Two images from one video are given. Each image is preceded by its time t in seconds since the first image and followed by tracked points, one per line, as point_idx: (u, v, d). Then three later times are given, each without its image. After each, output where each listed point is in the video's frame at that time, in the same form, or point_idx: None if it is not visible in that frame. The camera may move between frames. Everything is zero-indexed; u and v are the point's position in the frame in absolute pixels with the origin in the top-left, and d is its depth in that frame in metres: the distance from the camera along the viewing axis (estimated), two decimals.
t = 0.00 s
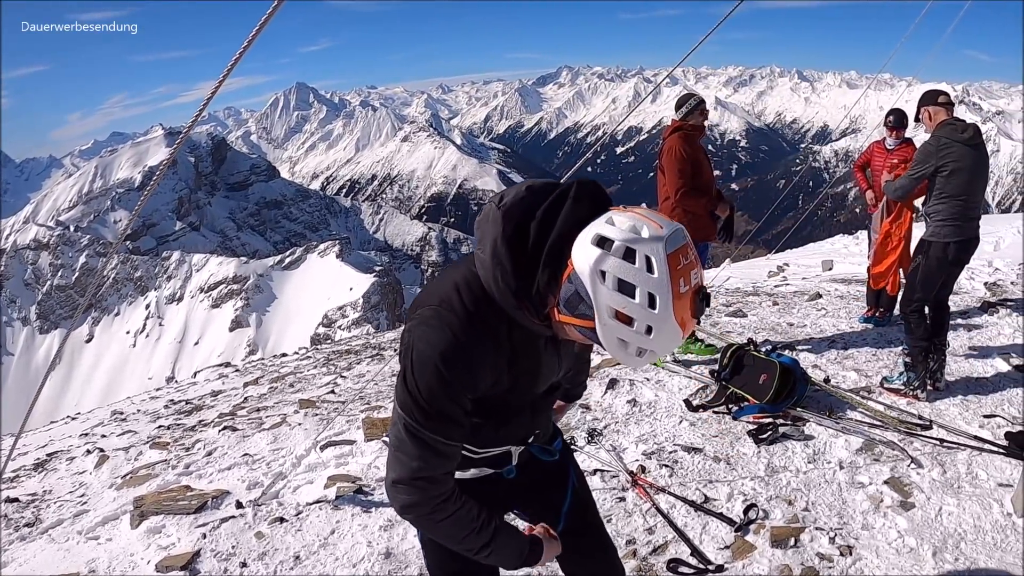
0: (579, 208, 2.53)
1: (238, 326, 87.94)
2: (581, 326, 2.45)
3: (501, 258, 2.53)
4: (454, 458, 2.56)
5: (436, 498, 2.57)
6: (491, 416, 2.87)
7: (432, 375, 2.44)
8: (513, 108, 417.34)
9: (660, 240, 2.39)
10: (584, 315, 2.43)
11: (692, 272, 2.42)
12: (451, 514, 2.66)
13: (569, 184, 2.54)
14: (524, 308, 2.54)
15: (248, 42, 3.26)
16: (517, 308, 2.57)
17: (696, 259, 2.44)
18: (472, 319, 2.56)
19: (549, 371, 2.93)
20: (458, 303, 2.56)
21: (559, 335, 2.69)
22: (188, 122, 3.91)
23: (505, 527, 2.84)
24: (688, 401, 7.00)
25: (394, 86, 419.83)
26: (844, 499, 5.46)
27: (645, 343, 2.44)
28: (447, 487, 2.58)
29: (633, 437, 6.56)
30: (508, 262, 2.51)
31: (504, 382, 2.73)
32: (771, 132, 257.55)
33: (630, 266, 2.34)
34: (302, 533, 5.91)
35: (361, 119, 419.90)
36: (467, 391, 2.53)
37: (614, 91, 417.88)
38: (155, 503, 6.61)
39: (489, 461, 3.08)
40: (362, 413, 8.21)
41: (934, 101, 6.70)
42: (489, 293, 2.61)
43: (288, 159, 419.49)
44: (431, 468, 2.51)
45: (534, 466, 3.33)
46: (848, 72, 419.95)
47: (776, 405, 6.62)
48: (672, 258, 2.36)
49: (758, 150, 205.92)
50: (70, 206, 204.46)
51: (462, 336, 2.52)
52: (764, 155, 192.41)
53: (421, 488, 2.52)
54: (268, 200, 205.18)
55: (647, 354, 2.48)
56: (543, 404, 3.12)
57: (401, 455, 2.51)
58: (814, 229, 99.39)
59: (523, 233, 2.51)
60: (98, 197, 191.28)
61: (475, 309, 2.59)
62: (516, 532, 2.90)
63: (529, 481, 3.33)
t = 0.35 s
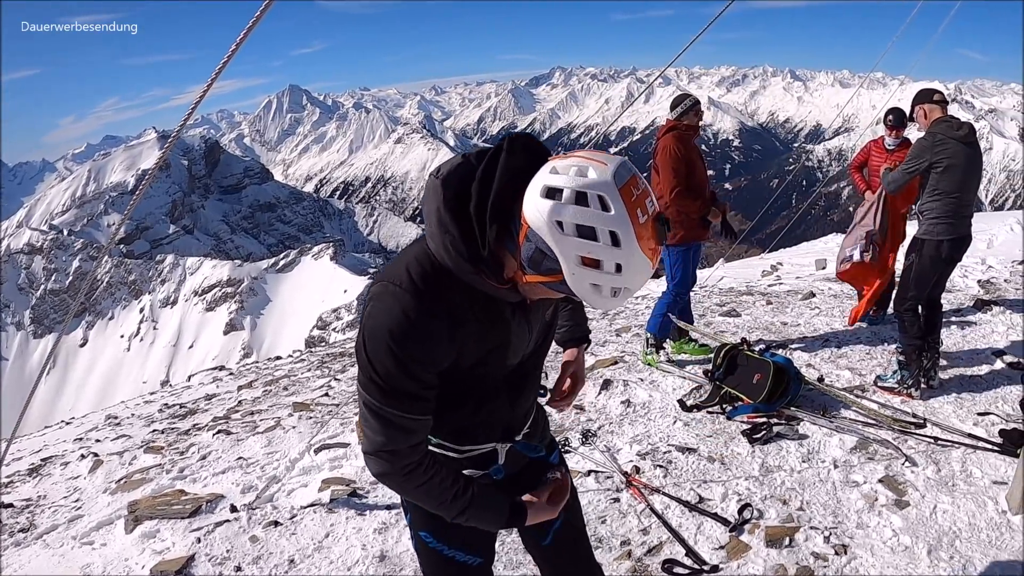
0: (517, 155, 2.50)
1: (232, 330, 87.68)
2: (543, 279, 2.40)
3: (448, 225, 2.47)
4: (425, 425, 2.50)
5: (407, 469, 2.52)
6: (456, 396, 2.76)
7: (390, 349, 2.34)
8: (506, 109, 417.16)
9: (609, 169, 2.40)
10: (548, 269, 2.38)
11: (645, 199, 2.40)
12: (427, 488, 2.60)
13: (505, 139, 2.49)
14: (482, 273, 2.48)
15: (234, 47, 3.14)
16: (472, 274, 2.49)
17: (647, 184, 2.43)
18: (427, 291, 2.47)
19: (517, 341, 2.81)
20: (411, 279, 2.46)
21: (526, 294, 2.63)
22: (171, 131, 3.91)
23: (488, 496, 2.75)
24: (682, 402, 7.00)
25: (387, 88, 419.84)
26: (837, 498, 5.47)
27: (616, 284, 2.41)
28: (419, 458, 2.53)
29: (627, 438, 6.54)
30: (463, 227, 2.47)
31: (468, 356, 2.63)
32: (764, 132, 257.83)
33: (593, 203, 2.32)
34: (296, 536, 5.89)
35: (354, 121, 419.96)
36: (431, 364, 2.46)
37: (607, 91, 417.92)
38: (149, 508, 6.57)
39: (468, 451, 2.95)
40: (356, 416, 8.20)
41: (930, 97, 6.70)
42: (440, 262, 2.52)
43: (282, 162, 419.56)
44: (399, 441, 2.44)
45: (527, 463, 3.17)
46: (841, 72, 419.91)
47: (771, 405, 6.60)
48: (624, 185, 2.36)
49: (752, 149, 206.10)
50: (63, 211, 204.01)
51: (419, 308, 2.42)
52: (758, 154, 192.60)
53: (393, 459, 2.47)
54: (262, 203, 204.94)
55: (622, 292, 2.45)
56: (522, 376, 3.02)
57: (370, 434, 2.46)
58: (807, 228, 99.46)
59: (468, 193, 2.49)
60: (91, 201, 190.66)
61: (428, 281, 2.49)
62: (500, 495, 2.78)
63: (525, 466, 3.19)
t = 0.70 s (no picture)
0: (414, 131, 2.44)
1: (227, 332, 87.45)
2: (442, 251, 2.28)
3: (365, 212, 2.41)
4: (366, 420, 2.47)
5: (350, 469, 2.47)
6: (407, 400, 2.66)
7: (318, 346, 2.32)
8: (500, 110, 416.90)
9: (472, 116, 2.27)
10: (445, 237, 2.25)
11: (522, 139, 2.20)
12: (372, 487, 2.51)
13: (398, 118, 2.43)
14: (402, 261, 2.38)
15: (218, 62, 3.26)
16: (388, 260, 2.39)
17: (536, 132, 2.24)
18: (356, 290, 2.38)
19: (465, 338, 2.65)
20: (337, 276, 2.40)
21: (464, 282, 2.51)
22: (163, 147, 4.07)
23: (441, 502, 2.59)
24: (677, 401, 6.99)
25: (381, 89, 419.78)
26: (833, 497, 5.46)
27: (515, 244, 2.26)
28: (362, 455, 2.46)
29: (622, 437, 6.53)
30: (383, 217, 2.40)
31: (409, 349, 2.51)
32: (758, 131, 257.82)
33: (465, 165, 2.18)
34: (291, 539, 5.86)
35: (348, 122, 419.89)
36: (362, 354, 2.39)
37: (601, 91, 418.01)
38: (144, 511, 6.54)
39: (434, 464, 2.82)
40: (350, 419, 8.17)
41: (928, 94, 6.69)
42: (367, 257, 2.43)
43: (276, 164, 419.38)
44: (341, 434, 2.41)
45: (506, 475, 2.95)
46: (835, 71, 419.94)
47: (766, 403, 6.60)
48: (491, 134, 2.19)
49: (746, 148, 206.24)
50: (57, 214, 203.36)
51: (348, 300, 2.35)
52: (753, 153, 192.75)
53: (335, 457, 2.43)
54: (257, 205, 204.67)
55: (526, 250, 2.29)
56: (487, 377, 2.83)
57: (313, 431, 2.44)
58: (801, 227, 99.53)
59: (379, 179, 2.44)
60: (85, 204, 190.19)
61: (355, 278, 2.41)
62: (453, 486, 2.64)
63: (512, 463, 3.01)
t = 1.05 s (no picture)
0: (399, 123, 2.42)
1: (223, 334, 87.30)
2: (432, 246, 2.24)
3: (358, 207, 2.34)
4: (353, 417, 2.45)
5: (334, 465, 2.47)
6: (396, 406, 2.61)
7: (301, 339, 2.32)
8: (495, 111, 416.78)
9: (451, 100, 2.24)
10: (435, 234, 2.21)
11: (501, 119, 2.16)
12: (353, 486, 2.50)
13: (387, 107, 2.41)
14: (390, 254, 2.33)
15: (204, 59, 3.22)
16: (379, 253, 2.35)
17: (520, 115, 2.21)
18: (345, 287, 2.35)
19: (452, 339, 2.57)
20: (324, 270, 2.38)
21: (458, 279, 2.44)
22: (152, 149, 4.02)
23: (420, 511, 2.49)
24: (674, 400, 6.97)
25: (377, 90, 419.82)
26: (831, 496, 5.45)
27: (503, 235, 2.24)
28: (346, 452, 2.46)
29: (620, 437, 6.51)
30: (372, 209, 2.36)
31: (394, 347, 2.47)
32: (753, 130, 257.82)
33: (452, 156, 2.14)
34: (288, 541, 5.84)
35: (343, 123, 420.00)
36: (344, 352, 2.36)
37: (596, 91, 418.12)
38: (139, 514, 6.52)
39: (423, 473, 2.76)
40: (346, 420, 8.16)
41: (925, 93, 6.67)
42: (361, 250, 2.40)
43: (271, 165, 419.32)
44: (325, 425, 2.41)
45: (491, 494, 2.82)
46: (830, 70, 420.03)
47: (763, 403, 6.59)
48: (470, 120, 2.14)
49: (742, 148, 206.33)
50: (52, 216, 202.97)
51: (334, 299, 2.34)
52: (748, 153, 192.95)
53: (320, 449, 2.44)
54: (252, 207, 204.61)
55: (512, 238, 2.26)
56: (485, 385, 2.74)
57: (302, 423, 2.45)
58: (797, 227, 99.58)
59: (372, 166, 2.38)
60: (81, 206, 189.84)
61: (346, 272, 2.38)
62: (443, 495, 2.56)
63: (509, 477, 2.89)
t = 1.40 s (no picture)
0: (444, 121, 2.37)
1: (223, 329, 87.36)
2: (467, 246, 2.22)
3: (389, 199, 2.35)
4: (363, 405, 2.47)
5: (339, 446, 2.50)
6: (409, 399, 2.60)
7: (321, 320, 2.33)
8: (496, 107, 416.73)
9: (508, 103, 2.22)
10: (468, 235, 2.21)
11: (558, 131, 2.16)
12: (358, 470, 2.53)
13: (433, 102, 2.36)
14: (423, 249, 2.31)
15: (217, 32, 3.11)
16: (405, 244, 2.34)
17: (576, 127, 2.20)
18: (366, 277, 2.34)
19: (473, 337, 2.54)
20: (355, 253, 2.35)
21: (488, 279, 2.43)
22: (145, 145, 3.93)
23: (420, 499, 2.50)
24: (675, 397, 6.95)
25: (377, 85, 419.76)
26: (831, 493, 5.45)
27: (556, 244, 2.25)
28: (352, 435, 2.49)
29: (620, 434, 6.50)
30: (404, 199, 2.34)
31: (413, 338, 2.45)
32: (754, 127, 257.69)
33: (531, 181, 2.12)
34: (288, 537, 5.83)
35: (344, 119, 419.98)
36: (362, 339, 2.34)
37: (597, 87, 417.99)
38: (138, 509, 6.51)
39: (427, 466, 2.74)
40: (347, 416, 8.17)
41: (924, 89, 6.61)
42: (387, 239, 2.39)
43: (272, 160, 419.53)
44: (336, 407, 2.44)
45: (491, 495, 2.78)
46: (831, 67, 419.80)
47: (763, 401, 6.57)
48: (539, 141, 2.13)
49: (742, 145, 206.38)
50: (53, 211, 203.09)
51: (356, 285, 2.32)
52: (749, 150, 192.91)
53: (328, 431, 2.48)
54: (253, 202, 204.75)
55: (556, 246, 2.24)
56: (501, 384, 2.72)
57: (311, 400, 2.48)
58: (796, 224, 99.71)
59: (408, 160, 2.36)
60: (81, 200, 189.93)
61: (370, 261, 2.36)
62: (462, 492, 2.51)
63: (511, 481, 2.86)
